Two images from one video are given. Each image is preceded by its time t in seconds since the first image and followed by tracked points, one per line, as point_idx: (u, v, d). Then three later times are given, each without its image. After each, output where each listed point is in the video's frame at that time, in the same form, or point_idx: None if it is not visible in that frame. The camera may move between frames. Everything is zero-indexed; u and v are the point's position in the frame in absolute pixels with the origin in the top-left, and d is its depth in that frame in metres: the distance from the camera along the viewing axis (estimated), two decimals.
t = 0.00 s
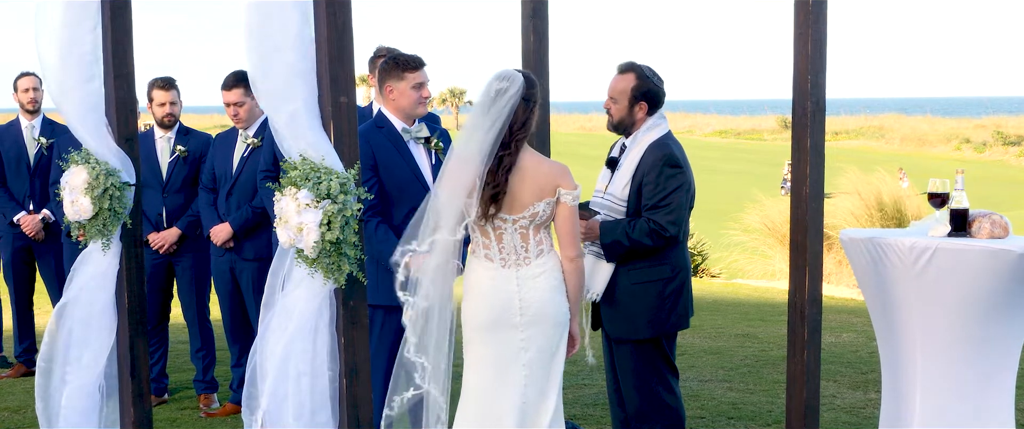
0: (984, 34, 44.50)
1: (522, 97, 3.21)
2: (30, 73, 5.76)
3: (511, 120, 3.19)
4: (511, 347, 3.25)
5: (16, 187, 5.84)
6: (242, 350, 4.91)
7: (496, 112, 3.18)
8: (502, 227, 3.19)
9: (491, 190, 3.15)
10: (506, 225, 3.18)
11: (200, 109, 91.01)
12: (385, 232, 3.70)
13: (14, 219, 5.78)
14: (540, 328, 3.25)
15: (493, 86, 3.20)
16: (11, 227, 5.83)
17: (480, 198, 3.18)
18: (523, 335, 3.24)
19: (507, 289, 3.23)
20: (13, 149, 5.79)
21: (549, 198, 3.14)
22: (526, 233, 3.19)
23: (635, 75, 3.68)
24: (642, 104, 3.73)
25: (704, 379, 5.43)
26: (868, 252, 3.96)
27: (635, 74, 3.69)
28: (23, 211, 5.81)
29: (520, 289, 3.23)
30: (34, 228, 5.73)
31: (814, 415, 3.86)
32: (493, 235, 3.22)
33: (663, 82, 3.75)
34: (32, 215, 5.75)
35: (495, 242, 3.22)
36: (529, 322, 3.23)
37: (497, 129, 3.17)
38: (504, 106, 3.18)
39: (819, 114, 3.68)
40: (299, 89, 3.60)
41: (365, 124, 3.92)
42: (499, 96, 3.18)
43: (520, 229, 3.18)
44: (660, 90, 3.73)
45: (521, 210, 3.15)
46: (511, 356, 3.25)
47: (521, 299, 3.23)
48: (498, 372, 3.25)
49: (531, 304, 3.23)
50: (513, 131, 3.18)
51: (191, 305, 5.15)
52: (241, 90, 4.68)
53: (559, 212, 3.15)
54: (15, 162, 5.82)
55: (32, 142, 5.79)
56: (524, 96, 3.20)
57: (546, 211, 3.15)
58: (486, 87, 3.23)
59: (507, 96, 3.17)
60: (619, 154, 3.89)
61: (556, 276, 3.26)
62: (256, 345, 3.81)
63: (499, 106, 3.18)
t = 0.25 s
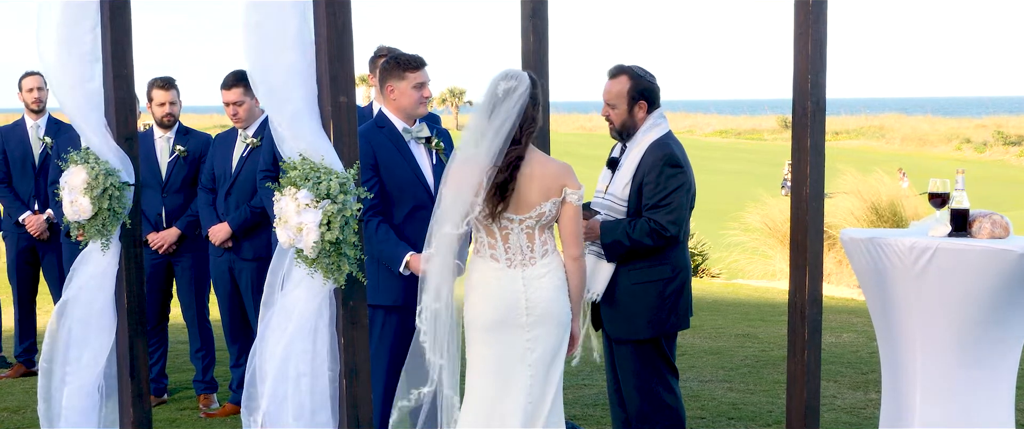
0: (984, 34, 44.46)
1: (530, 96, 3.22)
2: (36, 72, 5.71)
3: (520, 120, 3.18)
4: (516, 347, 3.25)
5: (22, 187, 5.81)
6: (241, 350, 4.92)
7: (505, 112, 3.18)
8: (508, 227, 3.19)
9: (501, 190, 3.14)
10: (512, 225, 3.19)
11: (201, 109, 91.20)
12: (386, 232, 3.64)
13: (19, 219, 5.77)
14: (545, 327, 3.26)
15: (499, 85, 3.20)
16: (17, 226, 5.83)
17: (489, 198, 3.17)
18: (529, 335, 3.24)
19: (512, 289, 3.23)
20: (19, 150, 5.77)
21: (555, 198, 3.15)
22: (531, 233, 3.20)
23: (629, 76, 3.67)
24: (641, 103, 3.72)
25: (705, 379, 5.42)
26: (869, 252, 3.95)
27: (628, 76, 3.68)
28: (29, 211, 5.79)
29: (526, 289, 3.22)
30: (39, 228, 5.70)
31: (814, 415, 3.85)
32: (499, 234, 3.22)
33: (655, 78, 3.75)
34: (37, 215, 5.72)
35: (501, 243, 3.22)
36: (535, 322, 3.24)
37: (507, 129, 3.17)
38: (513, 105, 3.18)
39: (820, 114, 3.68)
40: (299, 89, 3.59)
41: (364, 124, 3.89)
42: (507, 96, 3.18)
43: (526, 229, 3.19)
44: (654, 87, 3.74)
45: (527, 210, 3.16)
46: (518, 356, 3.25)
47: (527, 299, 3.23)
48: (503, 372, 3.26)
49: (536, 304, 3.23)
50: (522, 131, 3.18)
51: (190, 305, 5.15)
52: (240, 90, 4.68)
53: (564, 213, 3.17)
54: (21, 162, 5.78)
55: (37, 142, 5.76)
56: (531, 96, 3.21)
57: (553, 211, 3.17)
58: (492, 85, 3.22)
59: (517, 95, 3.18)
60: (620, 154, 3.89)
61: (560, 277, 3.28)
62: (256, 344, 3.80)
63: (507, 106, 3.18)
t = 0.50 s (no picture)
0: (984, 34, 44.43)
1: (538, 98, 3.29)
2: (38, 72, 5.69)
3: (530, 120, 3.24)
4: (521, 348, 3.26)
5: (25, 187, 5.80)
6: (240, 350, 4.91)
7: (517, 112, 3.22)
8: (515, 227, 3.20)
9: (514, 189, 3.14)
10: (519, 225, 3.20)
11: (201, 109, 91.18)
12: (386, 232, 3.63)
13: (22, 219, 5.76)
14: (550, 326, 3.28)
15: (509, 85, 3.25)
16: (20, 227, 5.82)
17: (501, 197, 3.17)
18: (535, 335, 3.26)
19: (518, 289, 3.24)
20: (22, 150, 5.75)
21: (562, 198, 3.18)
22: (538, 233, 3.22)
23: (629, 75, 3.67)
24: (640, 102, 3.71)
25: (705, 380, 5.41)
26: (870, 252, 3.94)
27: (628, 75, 3.68)
28: (32, 211, 5.78)
29: (532, 288, 3.24)
30: (42, 229, 5.70)
31: (814, 415, 3.85)
32: (505, 235, 3.22)
33: (655, 77, 3.75)
34: (40, 215, 5.72)
35: (507, 243, 3.23)
36: (542, 321, 3.25)
37: (520, 128, 3.20)
38: (524, 105, 3.24)
39: (820, 114, 3.67)
40: (299, 90, 3.60)
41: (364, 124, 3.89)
42: (519, 96, 3.24)
43: (533, 230, 3.20)
44: (654, 86, 3.74)
45: (535, 210, 3.17)
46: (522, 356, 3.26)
47: (533, 298, 3.24)
48: (506, 372, 3.26)
49: (543, 303, 3.25)
50: (532, 131, 3.23)
51: (190, 305, 5.14)
52: (239, 90, 4.67)
53: (569, 213, 3.19)
54: (25, 162, 5.77)
55: (41, 142, 5.76)
56: (539, 96, 3.29)
57: (559, 211, 3.19)
58: (501, 84, 3.26)
59: (527, 96, 3.24)
60: (619, 154, 3.88)
61: (563, 276, 3.31)
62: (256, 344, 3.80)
63: (519, 106, 3.23)
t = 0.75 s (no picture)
0: (985, 34, 44.41)
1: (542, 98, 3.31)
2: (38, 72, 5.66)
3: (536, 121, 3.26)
4: (526, 347, 3.25)
5: (25, 187, 5.80)
6: (240, 351, 4.90)
7: (523, 112, 3.24)
8: (521, 227, 3.20)
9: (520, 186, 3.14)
10: (525, 225, 3.19)
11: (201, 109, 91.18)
12: (386, 232, 3.62)
13: (23, 219, 5.75)
14: (554, 327, 3.29)
15: (515, 86, 3.26)
16: (21, 227, 5.81)
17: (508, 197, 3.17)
18: (539, 334, 3.26)
19: (522, 291, 3.23)
20: (23, 150, 5.75)
21: (566, 197, 3.19)
22: (542, 233, 3.23)
23: (624, 77, 3.66)
24: (636, 104, 3.70)
25: (705, 380, 5.41)
26: (870, 253, 3.94)
27: (623, 77, 3.67)
28: (32, 211, 5.77)
29: (537, 288, 3.24)
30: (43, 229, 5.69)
31: (813, 415, 3.85)
32: (510, 235, 3.21)
33: (650, 79, 3.74)
34: (40, 216, 5.72)
35: (513, 243, 3.22)
36: (546, 322, 3.25)
37: (526, 128, 3.21)
38: (529, 106, 3.26)
39: (820, 113, 3.66)
40: (298, 90, 3.59)
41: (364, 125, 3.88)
42: (524, 97, 3.25)
43: (538, 230, 3.21)
44: (649, 88, 3.73)
45: (540, 210, 3.18)
46: (525, 357, 3.26)
47: (538, 298, 3.24)
48: (509, 371, 3.25)
49: (547, 303, 3.25)
50: (537, 131, 3.25)
51: (189, 305, 5.13)
52: (238, 90, 4.67)
53: (572, 213, 3.21)
54: (26, 162, 5.77)
55: (41, 142, 5.75)
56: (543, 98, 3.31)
57: (563, 211, 3.19)
58: (506, 85, 3.26)
59: (532, 96, 3.26)
60: (618, 154, 3.88)
61: (564, 275, 3.33)
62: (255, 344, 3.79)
63: (524, 106, 3.25)
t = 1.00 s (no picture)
0: (985, 33, 44.39)
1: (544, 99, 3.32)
2: (37, 71, 5.67)
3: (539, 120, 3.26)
4: (529, 347, 3.25)
5: (24, 187, 5.79)
6: (240, 351, 4.90)
7: (527, 111, 3.25)
8: (525, 226, 3.20)
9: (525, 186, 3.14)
10: (529, 224, 3.20)
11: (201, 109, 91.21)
12: (386, 232, 3.64)
13: (22, 219, 5.74)
14: (555, 326, 3.30)
15: (518, 86, 3.28)
16: (20, 227, 5.81)
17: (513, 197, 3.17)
18: (543, 334, 3.26)
19: (526, 290, 3.23)
20: (22, 150, 5.74)
21: (569, 197, 3.20)
22: (545, 232, 3.25)
23: (626, 76, 3.68)
24: (636, 104, 3.71)
25: (705, 380, 5.40)
26: (870, 253, 3.94)
27: (626, 76, 3.68)
28: (31, 211, 5.77)
29: (541, 288, 3.25)
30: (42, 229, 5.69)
31: (813, 414, 3.84)
32: (515, 234, 3.21)
33: (654, 82, 3.75)
34: (40, 216, 5.71)
35: (517, 242, 3.22)
36: (550, 321, 3.27)
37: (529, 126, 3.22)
38: (533, 106, 3.27)
39: (820, 113, 3.66)
40: (298, 90, 3.59)
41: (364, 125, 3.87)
42: (528, 97, 3.27)
43: (542, 229, 3.22)
44: (651, 90, 3.73)
45: (544, 209, 3.19)
46: (529, 357, 3.26)
47: (542, 297, 3.25)
48: (511, 371, 3.24)
49: (551, 303, 3.26)
50: (541, 131, 3.25)
51: (189, 305, 5.12)
52: (239, 89, 4.67)
53: (574, 212, 3.23)
54: (25, 163, 5.77)
55: (41, 142, 5.75)
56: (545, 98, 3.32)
57: (565, 211, 3.21)
58: (510, 85, 3.27)
59: (535, 96, 3.27)
60: (616, 155, 3.87)
61: (565, 276, 3.34)
62: (255, 344, 3.79)
63: (528, 106, 3.26)
